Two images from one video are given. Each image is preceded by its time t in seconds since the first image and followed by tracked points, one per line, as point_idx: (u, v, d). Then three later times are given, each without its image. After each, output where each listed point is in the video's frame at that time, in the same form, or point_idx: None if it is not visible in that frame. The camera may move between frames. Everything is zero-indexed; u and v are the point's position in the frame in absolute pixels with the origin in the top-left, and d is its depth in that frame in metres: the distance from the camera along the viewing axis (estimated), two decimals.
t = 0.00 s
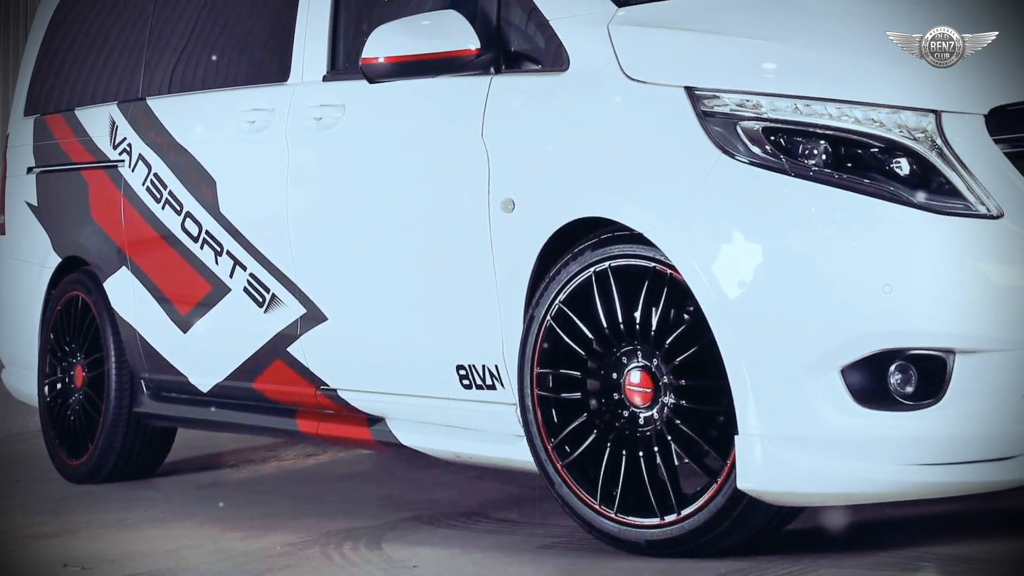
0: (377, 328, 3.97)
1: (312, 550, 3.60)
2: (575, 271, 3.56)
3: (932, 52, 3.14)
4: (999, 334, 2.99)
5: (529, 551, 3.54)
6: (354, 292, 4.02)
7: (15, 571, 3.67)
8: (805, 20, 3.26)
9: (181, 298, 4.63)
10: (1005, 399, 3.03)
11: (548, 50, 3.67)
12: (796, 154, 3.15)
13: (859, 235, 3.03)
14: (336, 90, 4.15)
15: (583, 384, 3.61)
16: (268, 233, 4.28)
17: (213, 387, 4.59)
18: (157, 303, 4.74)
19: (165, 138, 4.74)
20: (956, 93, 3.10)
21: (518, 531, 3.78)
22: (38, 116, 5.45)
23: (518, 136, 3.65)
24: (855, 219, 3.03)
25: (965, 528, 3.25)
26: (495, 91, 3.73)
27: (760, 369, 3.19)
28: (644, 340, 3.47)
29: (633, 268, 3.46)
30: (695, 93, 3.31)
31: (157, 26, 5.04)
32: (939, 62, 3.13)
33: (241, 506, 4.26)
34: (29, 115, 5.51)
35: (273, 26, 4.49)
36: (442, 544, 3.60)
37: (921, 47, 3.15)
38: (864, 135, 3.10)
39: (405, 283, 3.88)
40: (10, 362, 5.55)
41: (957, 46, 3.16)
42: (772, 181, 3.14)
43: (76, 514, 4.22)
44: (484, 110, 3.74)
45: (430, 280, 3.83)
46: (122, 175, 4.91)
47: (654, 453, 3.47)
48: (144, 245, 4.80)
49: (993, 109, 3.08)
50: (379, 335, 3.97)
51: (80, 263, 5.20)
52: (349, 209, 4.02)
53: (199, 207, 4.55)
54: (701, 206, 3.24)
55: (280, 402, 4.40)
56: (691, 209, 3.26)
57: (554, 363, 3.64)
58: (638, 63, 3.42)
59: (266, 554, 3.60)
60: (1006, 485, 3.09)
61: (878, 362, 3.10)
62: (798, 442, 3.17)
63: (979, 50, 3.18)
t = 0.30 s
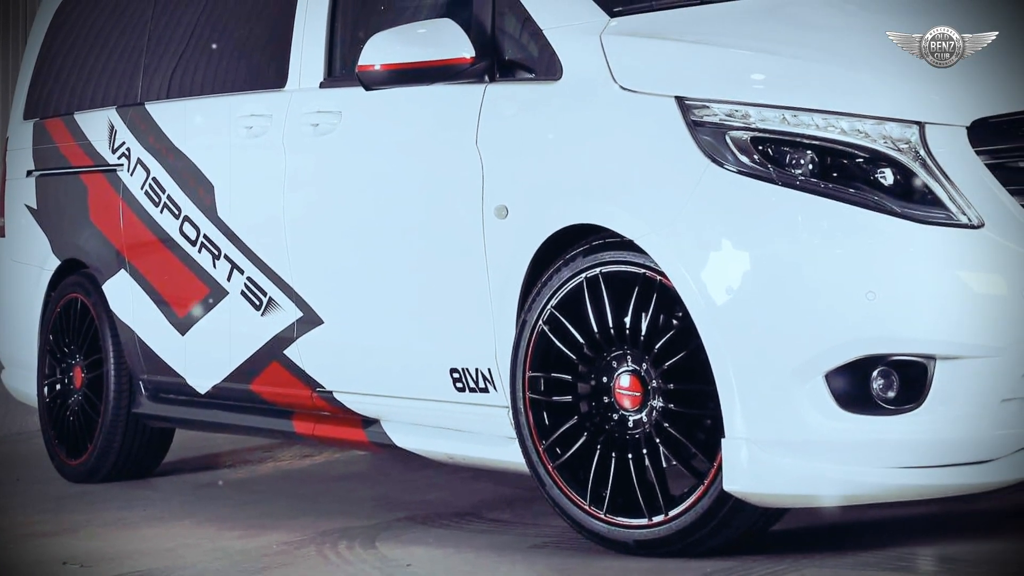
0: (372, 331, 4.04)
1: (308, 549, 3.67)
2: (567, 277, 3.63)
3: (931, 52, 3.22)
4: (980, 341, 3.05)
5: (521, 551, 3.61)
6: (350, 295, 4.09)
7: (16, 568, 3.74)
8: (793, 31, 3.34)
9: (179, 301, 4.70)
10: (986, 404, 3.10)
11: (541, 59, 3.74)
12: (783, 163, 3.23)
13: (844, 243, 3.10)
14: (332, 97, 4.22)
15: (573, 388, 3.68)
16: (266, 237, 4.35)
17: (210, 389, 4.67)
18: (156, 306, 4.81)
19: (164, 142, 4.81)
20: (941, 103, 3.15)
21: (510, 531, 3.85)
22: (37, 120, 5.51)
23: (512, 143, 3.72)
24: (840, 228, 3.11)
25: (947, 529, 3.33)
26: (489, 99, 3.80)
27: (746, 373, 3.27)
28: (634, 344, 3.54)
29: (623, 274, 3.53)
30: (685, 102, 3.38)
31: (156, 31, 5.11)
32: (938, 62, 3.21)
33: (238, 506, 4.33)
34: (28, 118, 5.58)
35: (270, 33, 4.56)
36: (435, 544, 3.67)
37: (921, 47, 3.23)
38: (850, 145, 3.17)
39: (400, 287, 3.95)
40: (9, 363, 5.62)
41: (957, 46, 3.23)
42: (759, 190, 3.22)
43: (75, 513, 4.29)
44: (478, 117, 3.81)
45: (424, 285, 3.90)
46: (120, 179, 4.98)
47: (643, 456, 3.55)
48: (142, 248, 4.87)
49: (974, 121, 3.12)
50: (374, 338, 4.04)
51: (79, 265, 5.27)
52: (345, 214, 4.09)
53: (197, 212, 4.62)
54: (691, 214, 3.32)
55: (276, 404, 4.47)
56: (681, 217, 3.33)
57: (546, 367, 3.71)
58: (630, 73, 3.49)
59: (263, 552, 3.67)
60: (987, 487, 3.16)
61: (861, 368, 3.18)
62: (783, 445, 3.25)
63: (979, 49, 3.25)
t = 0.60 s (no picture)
0: (367, 335, 4.13)
1: (303, 548, 3.77)
2: (556, 284, 3.73)
3: (933, 51, 3.34)
4: (955, 349, 3.16)
5: (510, 550, 3.71)
6: (345, 299, 4.19)
7: (16, 565, 3.83)
8: (777, 47, 3.44)
9: (177, 304, 4.79)
10: (960, 409, 3.20)
11: (534, 70, 3.84)
12: (767, 175, 3.33)
13: (825, 253, 3.20)
14: (328, 106, 4.31)
15: (562, 392, 3.78)
16: (262, 243, 4.44)
17: (207, 391, 4.76)
18: (154, 309, 4.90)
19: (162, 149, 4.90)
20: (921, 118, 3.24)
21: (500, 531, 3.95)
22: (37, 125, 5.60)
23: (504, 153, 3.82)
24: (821, 238, 3.20)
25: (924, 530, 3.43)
26: (482, 109, 3.90)
27: (730, 379, 3.37)
28: (621, 350, 3.64)
29: (612, 281, 3.62)
30: (673, 115, 3.48)
31: (154, 39, 5.20)
32: (940, 61, 3.33)
33: (233, 505, 4.42)
34: (28, 123, 5.67)
35: (267, 42, 4.66)
36: (427, 543, 3.76)
37: (923, 45, 3.36)
38: (832, 158, 3.27)
39: (394, 292, 4.05)
40: (9, 365, 5.71)
41: (958, 45, 3.37)
42: (743, 201, 3.32)
43: (74, 512, 4.38)
44: (472, 127, 3.91)
45: (418, 291, 4.00)
46: (119, 185, 5.07)
47: (628, 458, 3.65)
48: (141, 252, 4.96)
49: (952, 136, 3.23)
50: (368, 342, 4.13)
51: (79, 269, 5.36)
52: (340, 220, 4.18)
53: (195, 217, 4.71)
54: (678, 223, 3.41)
55: (272, 406, 4.57)
56: (668, 226, 3.43)
57: (536, 371, 3.81)
58: (620, 85, 3.59)
59: (258, 551, 3.76)
60: (960, 490, 3.26)
61: (840, 374, 3.28)
62: (764, 449, 3.36)
63: (978, 49, 3.40)
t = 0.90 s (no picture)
0: (362, 339, 4.21)
1: (299, 547, 3.85)
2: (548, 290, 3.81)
3: (932, 52, 3.39)
4: (936, 355, 3.23)
5: (502, 550, 3.79)
6: (340, 303, 4.27)
7: (16, 564, 3.91)
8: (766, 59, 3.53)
9: (175, 308, 4.87)
10: (940, 416, 3.27)
11: (527, 80, 3.92)
12: (754, 185, 3.42)
13: (810, 261, 3.29)
14: (324, 113, 4.39)
15: (553, 396, 3.86)
16: (260, 247, 4.52)
17: (205, 393, 4.84)
18: (152, 313, 4.98)
19: (161, 154, 4.97)
20: (906, 130, 3.31)
21: (492, 531, 4.03)
22: (37, 129, 5.68)
23: (498, 161, 3.90)
24: (807, 247, 3.29)
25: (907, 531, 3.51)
26: (476, 118, 3.99)
27: (717, 383, 3.45)
28: (611, 355, 3.72)
29: (602, 288, 3.71)
30: (663, 125, 3.56)
31: (153, 45, 5.28)
32: (939, 62, 3.38)
33: (230, 505, 4.50)
34: (28, 128, 5.75)
35: (265, 50, 4.74)
36: (420, 542, 3.84)
37: (922, 46, 3.40)
38: (817, 169, 3.35)
39: (389, 297, 4.13)
40: (10, 366, 5.80)
41: (957, 46, 3.41)
42: (731, 210, 3.40)
43: (73, 511, 4.46)
44: (466, 135, 3.99)
45: (413, 296, 4.08)
46: (118, 189, 5.15)
47: (617, 460, 3.72)
48: (140, 256, 5.03)
49: (935, 147, 3.29)
50: (364, 346, 4.22)
51: (78, 272, 5.43)
52: (336, 225, 4.26)
53: (193, 222, 4.78)
54: (667, 231, 3.50)
55: (269, 408, 4.65)
56: (658, 234, 3.52)
57: (527, 375, 3.90)
58: (612, 95, 3.68)
59: (255, 550, 3.84)
60: (940, 493, 3.33)
61: (824, 380, 3.36)
62: (750, 452, 3.44)
63: (978, 49, 3.44)
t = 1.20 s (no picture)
0: (357, 343, 4.31)
1: (294, 545, 3.94)
2: (539, 296, 3.91)
3: (934, 51, 3.58)
4: (915, 361, 3.31)
5: (492, 549, 3.89)
6: (335, 307, 4.36)
7: (17, 561, 4.00)
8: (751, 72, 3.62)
9: (174, 312, 4.96)
10: (916, 420, 3.36)
11: (520, 90, 4.02)
12: (740, 195, 3.52)
13: (792, 270, 3.38)
14: (320, 121, 4.49)
15: (542, 400, 3.96)
16: (256, 253, 4.62)
17: (203, 395, 4.93)
18: (151, 316, 5.07)
19: (159, 160, 5.06)
20: (888, 141, 3.40)
21: (483, 530, 4.12)
22: (37, 134, 5.77)
23: (490, 170, 3.99)
24: (790, 256, 3.39)
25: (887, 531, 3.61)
26: (469, 128, 4.08)
27: (703, 388, 3.55)
28: (599, 360, 3.82)
29: (591, 294, 3.80)
30: (652, 136, 3.66)
31: (151, 52, 5.37)
32: (940, 60, 3.57)
33: (227, 505, 4.59)
34: (27, 134, 5.84)
35: (262, 58, 4.83)
36: (413, 542, 3.94)
37: (924, 45, 3.60)
38: (801, 180, 3.45)
39: (383, 302, 4.22)
40: (10, 368, 5.89)
41: (958, 45, 3.62)
42: (717, 220, 3.50)
43: (73, 510, 4.55)
44: (459, 145, 4.09)
45: (407, 301, 4.17)
46: (117, 194, 5.23)
47: (605, 462, 3.82)
48: (138, 261, 5.12)
49: (914, 160, 3.38)
50: (358, 350, 4.31)
51: (78, 276, 5.52)
52: (331, 232, 4.36)
53: (191, 227, 4.88)
54: (655, 239, 3.59)
55: (265, 410, 4.75)
56: (646, 242, 3.61)
57: (518, 379, 3.99)
58: (602, 106, 3.77)
59: (251, 549, 3.94)
60: (916, 496, 3.41)
61: (806, 385, 3.47)
62: (734, 455, 3.54)
63: (978, 48, 3.66)
